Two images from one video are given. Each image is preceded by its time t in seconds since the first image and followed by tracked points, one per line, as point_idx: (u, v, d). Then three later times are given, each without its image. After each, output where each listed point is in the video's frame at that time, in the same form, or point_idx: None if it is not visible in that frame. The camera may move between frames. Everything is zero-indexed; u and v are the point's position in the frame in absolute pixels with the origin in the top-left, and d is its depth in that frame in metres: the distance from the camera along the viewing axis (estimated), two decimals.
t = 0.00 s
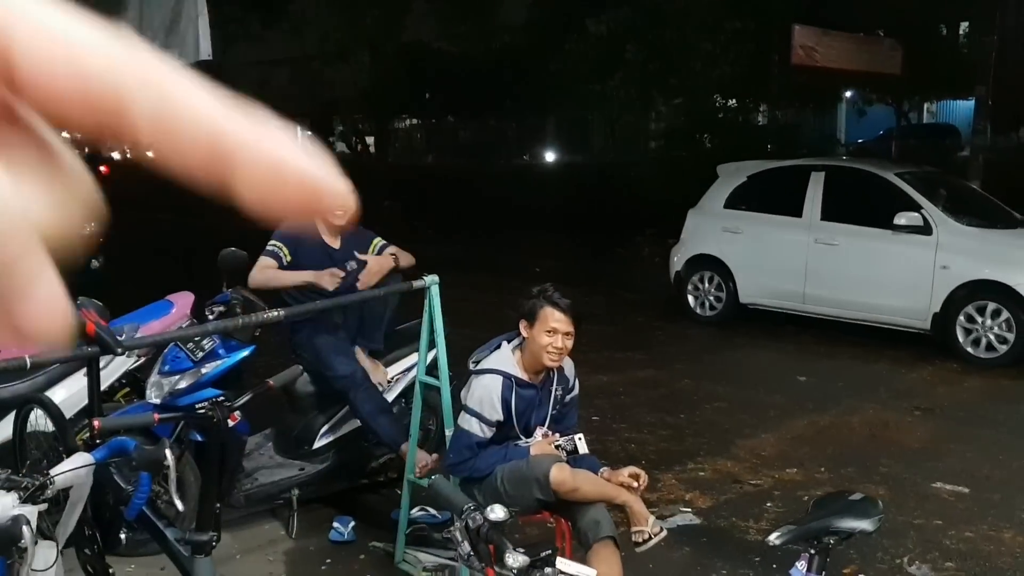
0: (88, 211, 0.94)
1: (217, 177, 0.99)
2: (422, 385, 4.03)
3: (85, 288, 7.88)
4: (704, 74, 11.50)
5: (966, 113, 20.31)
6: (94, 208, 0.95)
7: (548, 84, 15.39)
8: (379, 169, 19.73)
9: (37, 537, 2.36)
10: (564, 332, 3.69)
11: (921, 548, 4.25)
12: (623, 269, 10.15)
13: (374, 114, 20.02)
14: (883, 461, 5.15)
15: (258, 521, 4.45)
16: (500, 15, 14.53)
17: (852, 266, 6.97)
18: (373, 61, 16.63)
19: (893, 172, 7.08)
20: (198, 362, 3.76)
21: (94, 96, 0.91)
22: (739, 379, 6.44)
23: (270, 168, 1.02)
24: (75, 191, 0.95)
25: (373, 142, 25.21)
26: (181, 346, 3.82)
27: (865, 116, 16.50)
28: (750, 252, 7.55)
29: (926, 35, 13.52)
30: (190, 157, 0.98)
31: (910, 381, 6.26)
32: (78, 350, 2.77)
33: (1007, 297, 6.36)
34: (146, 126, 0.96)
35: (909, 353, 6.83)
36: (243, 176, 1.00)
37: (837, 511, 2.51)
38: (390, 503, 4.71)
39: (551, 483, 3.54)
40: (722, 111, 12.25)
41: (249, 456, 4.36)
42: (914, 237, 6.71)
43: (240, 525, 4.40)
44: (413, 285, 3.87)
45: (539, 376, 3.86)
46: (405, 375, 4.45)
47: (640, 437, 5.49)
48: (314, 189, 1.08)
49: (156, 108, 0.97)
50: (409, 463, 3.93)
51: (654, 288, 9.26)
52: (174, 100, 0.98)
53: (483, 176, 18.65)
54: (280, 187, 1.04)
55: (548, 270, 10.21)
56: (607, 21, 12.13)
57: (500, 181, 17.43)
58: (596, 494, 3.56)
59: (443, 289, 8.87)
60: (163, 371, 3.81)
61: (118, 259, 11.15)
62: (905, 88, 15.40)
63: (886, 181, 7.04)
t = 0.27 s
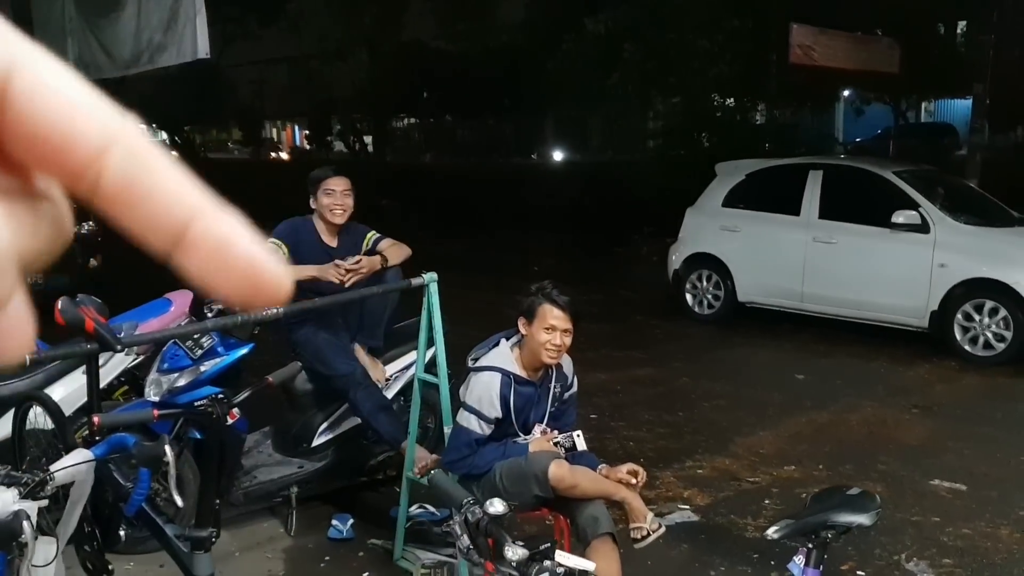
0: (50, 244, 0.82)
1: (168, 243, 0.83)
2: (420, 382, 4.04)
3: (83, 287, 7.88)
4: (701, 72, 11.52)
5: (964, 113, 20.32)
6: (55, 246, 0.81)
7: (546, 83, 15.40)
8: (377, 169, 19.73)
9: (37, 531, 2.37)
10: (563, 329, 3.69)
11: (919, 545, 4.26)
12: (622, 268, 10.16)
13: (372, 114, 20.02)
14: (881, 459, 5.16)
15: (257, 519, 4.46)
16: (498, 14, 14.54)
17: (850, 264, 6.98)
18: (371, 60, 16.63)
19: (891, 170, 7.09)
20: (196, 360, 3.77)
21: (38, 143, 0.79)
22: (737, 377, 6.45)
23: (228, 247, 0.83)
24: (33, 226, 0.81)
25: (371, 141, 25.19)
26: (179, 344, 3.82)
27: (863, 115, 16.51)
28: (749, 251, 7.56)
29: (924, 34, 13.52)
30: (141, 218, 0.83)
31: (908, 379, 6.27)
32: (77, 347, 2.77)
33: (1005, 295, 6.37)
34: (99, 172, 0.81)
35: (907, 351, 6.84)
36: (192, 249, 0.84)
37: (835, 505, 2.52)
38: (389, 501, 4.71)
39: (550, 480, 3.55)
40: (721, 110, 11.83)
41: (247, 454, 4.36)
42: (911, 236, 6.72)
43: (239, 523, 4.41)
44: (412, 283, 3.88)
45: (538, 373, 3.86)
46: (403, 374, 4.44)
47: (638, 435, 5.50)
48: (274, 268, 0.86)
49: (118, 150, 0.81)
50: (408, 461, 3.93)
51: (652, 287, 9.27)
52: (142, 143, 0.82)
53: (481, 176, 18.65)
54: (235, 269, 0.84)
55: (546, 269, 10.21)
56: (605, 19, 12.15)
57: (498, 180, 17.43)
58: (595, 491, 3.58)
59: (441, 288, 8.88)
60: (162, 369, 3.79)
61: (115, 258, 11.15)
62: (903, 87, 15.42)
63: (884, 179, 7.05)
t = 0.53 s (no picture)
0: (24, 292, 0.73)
1: (134, 289, 0.69)
2: (417, 381, 4.04)
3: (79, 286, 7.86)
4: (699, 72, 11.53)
5: (961, 114, 20.35)
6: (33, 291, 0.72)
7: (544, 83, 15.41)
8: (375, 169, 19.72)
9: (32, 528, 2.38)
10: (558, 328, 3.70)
11: (914, 544, 4.27)
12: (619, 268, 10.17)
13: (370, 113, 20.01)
14: (876, 458, 5.17)
15: (253, 518, 4.46)
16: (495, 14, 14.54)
17: (847, 264, 6.99)
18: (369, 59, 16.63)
19: (888, 170, 7.10)
20: (193, 358, 3.77)
21: None
22: (733, 376, 6.46)
23: (202, 287, 0.69)
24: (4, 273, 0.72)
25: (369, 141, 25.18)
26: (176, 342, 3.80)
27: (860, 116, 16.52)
28: (745, 250, 7.56)
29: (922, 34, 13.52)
30: (107, 271, 0.68)
31: (905, 378, 6.28)
32: (74, 345, 2.77)
33: (1001, 295, 6.38)
34: (59, 227, 0.65)
35: (903, 350, 6.85)
36: (165, 292, 0.69)
37: (829, 502, 2.54)
38: (385, 500, 4.72)
39: (546, 478, 3.57)
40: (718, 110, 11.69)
41: (243, 452, 4.35)
42: (908, 235, 6.72)
43: (235, 521, 4.41)
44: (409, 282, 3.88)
45: (534, 372, 3.87)
46: (399, 372, 4.43)
47: (635, 434, 5.51)
48: (250, 296, 0.73)
49: (80, 201, 0.65)
50: (404, 459, 3.93)
51: (649, 286, 9.28)
52: (109, 189, 0.66)
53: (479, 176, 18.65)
54: (213, 310, 0.71)
55: (543, 268, 10.21)
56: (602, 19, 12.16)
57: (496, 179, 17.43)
58: (590, 489, 3.60)
59: (438, 288, 8.88)
60: (158, 367, 3.79)
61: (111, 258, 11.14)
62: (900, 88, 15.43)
63: (881, 179, 7.06)
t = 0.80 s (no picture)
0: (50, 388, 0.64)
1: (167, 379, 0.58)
2: (411, 378, 4.05)
3: (75, 284, 7.86)
4: (697, 71, 11.53)
5: (959, 112, 20.36)
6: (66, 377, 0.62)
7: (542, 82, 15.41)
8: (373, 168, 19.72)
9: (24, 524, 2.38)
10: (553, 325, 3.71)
11: (910, 540, 4.28)
12: (617, 267, 10.17)
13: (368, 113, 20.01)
14: (873, 455, 5.18)
15: (250, 515, 4.46)
16: (494, 13, 14.54)
17: (844, 262, 6.99)
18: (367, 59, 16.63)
19: (885, 168, 7.11)
20: (188, 356, 3.78)
21: None
22: (730, 374, 6.46)
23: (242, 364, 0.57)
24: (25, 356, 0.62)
25: (369, 140, 25.19)
26: (171, 340, 3.82)
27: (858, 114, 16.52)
28: (743, 248, 7.56)
29: (920, 33, 13.51)
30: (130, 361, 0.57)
31: (901, 376, 6.29)
32: (68, 342, 2.78)
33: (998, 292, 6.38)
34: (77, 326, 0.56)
35: (900, 348, 6.86)
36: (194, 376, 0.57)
37: (820, 496, 2.59)
38: (381, 498, 4.72)
39: (540, 475, 3.59)
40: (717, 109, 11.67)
41: (239, 450, 4.36)
42: (905, 233, 6.73)
43: (231, 519, 4.42)
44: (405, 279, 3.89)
45: (529, 369, 3.88)
46: (396, 370, 4.44)
47: (632, 431, 5.51)
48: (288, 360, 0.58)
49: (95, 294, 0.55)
50: (399, 456, 3.94)
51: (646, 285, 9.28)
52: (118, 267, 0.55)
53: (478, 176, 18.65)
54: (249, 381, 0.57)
55: (541, 267, 10.21)
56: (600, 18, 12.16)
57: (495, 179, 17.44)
58: (585, 485, 3.61)
59: (435, 287, 8.87)
60: (154, 365, 3.82)
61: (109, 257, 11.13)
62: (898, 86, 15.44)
63: (878, 177, 7.06)
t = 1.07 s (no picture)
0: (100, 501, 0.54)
1: None
2: (401, 375, 4.05)
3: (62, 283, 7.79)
4: (688, 70, 11.54)
5: (950, 110, 20.41)
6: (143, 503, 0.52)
7: (534, 81, 15.39)
8: (365, 168, 19.68)
9: None
10: (542, 320, 3.69)
11: (901, 535, 4.28)
12: (609, 265, 10.16)
13: (360, 113, 19.96)
14: (864, 451, 5.17)
15: (238, 515, 4.44)
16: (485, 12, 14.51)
17: (834, 259, 7.00)
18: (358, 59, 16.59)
19: (876, 166, 7.12)
20: (174, 354, 3.78)
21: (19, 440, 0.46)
22: (721, 371, 6.46)
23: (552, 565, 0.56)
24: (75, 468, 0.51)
25: (360, 140, 25.12)
26: (156, 338, 3.81)
27: (850, 113, 16.55)
28: (733, 246, 7.56)
29: (912, 32, 13.53)
30: None
31: (891, 372, 6.30)
32: (49, 339, 2.75)
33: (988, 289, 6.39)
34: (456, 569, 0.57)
35: (890, 345, 6.87)
36: None
37: (808, 488, 2.60)
38: (371, 496, 4.70)
39: (530, 471, 3.56)
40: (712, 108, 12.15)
41: (226, 449, 4.27)
42: (895, 231, 6.75)
43: (220, 518, 4.39)
44: (393, 275, 3.89)
45: (518, 365, 3.85)
46: (385, 368, 4.41)
47: (623, 428, 5.51)
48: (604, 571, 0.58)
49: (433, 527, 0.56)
50: (388, 454, 3.99)
51: (638, 283, 9.27)
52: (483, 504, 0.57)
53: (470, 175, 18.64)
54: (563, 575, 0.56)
55: (533, 266, 10.20)
56: (592, 17, 12.15)
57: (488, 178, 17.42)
58: (575, 481, 3.58)
59: (426, 285, 8.84)
60: (139, 363, 3.81)
61: (98, 257, 11.06)
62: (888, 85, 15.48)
63: (869, 175, 7.07)
